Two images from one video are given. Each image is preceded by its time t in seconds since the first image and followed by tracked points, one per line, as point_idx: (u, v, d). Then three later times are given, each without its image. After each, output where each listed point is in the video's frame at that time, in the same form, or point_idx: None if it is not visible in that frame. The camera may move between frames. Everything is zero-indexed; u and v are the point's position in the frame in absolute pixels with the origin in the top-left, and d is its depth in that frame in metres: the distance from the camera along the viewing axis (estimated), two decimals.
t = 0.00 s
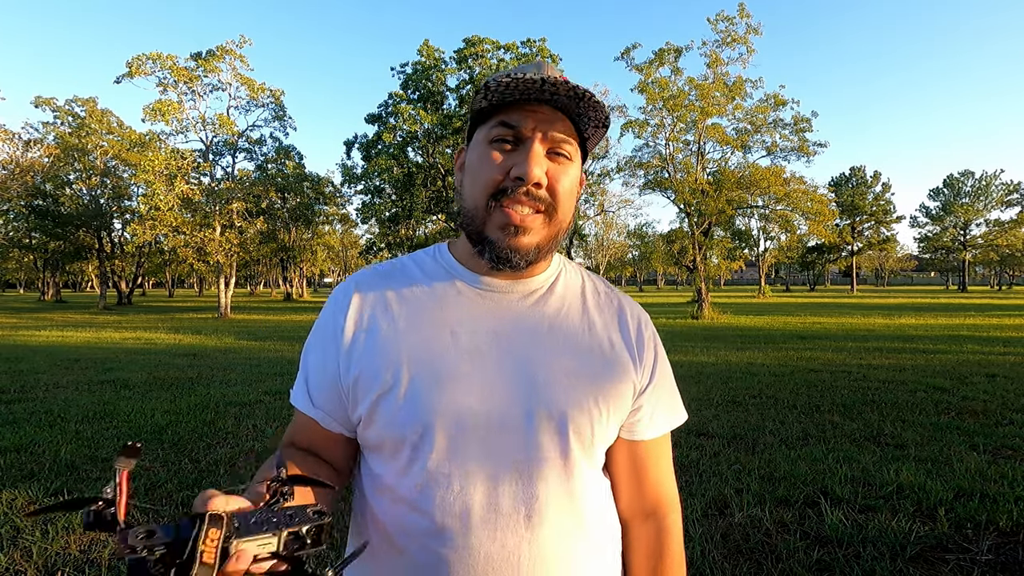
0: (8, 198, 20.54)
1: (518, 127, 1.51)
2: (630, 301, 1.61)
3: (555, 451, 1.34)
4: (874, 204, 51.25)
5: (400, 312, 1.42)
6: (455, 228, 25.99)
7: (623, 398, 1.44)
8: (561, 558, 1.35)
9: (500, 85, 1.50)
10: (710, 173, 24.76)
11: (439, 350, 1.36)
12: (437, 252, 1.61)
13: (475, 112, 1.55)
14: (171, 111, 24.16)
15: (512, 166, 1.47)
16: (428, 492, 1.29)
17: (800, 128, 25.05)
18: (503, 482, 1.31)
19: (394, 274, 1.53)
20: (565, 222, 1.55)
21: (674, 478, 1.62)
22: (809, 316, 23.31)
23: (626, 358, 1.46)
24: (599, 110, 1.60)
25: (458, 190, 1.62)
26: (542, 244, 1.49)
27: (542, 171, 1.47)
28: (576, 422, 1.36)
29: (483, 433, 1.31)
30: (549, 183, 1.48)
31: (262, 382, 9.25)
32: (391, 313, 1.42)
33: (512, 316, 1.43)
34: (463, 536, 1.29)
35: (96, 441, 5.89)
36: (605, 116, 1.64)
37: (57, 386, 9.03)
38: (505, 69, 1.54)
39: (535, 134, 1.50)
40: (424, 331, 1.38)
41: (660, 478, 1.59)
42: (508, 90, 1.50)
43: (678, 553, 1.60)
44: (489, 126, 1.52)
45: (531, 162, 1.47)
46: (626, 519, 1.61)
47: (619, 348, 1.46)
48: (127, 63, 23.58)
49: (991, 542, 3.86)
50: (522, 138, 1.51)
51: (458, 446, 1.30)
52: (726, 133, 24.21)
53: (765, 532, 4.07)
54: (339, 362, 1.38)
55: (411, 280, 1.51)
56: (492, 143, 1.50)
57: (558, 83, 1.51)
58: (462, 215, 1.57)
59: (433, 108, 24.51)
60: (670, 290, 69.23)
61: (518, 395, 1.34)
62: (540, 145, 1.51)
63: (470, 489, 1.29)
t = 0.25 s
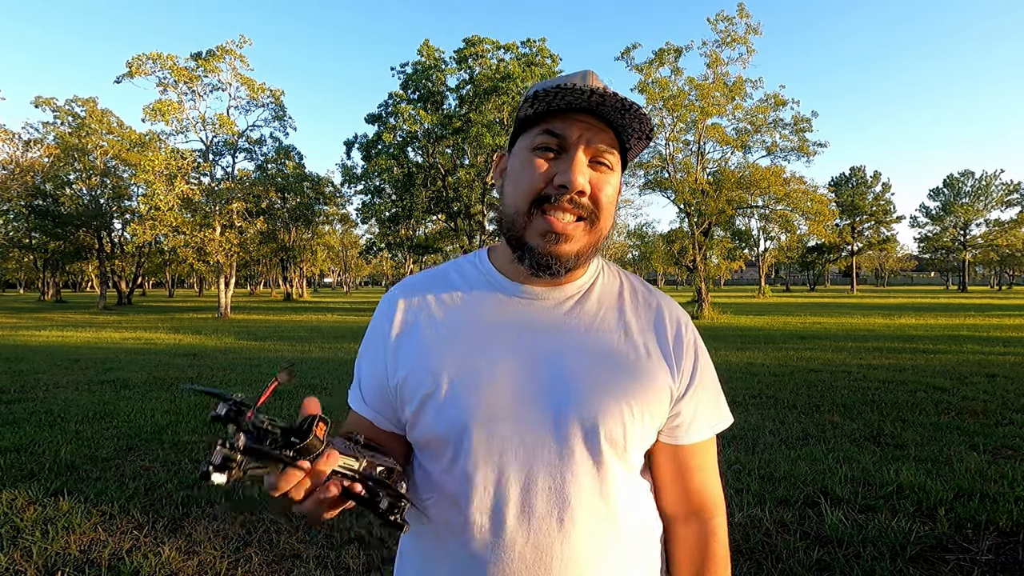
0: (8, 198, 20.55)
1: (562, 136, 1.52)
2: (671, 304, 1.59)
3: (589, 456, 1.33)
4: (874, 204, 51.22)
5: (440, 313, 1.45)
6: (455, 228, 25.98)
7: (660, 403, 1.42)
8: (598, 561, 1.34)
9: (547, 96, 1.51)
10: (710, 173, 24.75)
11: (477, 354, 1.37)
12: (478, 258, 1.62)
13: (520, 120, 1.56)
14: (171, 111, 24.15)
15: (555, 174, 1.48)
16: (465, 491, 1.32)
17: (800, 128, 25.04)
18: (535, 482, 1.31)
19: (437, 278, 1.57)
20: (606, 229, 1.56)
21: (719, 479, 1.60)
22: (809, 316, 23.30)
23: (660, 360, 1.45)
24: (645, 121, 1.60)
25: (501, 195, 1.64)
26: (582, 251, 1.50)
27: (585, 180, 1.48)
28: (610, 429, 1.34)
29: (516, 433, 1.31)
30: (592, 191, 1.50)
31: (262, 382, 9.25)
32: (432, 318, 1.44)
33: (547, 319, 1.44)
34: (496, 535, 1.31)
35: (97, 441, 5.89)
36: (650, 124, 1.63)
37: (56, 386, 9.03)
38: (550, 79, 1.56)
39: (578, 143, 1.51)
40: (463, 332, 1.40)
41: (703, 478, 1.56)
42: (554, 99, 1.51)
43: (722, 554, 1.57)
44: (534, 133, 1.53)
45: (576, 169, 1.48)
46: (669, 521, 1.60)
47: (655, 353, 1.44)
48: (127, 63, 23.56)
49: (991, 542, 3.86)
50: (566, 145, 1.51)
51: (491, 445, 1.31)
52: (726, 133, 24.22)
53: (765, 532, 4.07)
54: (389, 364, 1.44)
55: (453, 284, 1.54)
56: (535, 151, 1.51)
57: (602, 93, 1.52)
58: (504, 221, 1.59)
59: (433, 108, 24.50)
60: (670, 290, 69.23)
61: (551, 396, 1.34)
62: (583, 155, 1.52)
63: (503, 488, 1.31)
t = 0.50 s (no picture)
0: (8, 198, 20.54)
1: (585, 136, 1.51)
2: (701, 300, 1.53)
3: (604, 454, 1.32)
4: (874, 204, 51.22)
5: (466, 307, 1.47)
6: (455, 228, 25.99)
7: (681, 402, 1.38)
8: (614, 558, 1.34)
9: (567, 96, 1.51)
10: (710, 173, 24.77)
11: (496, 349, 1.37)
12: (507, 254, 1.64)
13: (544, 121, 1.57)
14: (171, 111, 24.14)
15: (577, 174, 1.48)
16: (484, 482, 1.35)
17: (800, 128, 25.06)
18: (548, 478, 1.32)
19: (467, 274, 1.60)
20: (633, 229, 1.54)
21: (753, 479, 1.50)
22: (809, 316, 23.31)
23: (686, 361, 1.40)
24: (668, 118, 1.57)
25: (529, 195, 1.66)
26: (606, 249, 1.48)
27: (608, 178, 1.47)
28: (626, 428, 1.32)
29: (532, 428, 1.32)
30: (615, 189, 1.48)
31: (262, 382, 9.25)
32: (457, 313, 1.46)
33: (567, 314, 1.42)
34: (511, 526, 1.32)
35: (96, 441, 5.89)
36: (673, 123, 1.59)
37: (57, 386, 9.03)
38: (573, 81, 1.56)
39: (601, 143, 1.50)
40: (484, 327, 1.41)
41: (734, 473, 1.48)
42: (574, 100, 1.51)
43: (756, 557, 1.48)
44: (557, 135, 1.53)
45: (599, 169, 1.48)
46: (698, 516, 1.54)
47: (675, 349, 1.40)
48: (127, 63, 23.55)
49: (991, 542, 3.86)
50: (588, 146, 1.51)
51: (511, 438, 1.33)
52: (726, 133, 24.24)
53: (765, 532, 4.07)
54: (417, 354, 1.47)
55: (481, 279, 1.55)
56: (558, 151, 1.51)
57: (625, 91, 1.50)
58: (532, 220, 1.61)
59: (433, 108, 24.51)
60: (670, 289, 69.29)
61: (568, 393, 1.33)
62: (606, 154, 1.51)
63: (518, 481, 1.32)
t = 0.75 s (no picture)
0: (8, 198, 20.53)
1: (602, 135, 1.51)
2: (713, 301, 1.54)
3: (612, 449, 1.32)
4: (874, 204, 51.24)
5: (479, 302, 1.46)
6: (455, 228, 26.00)
7: (691, 400, 1.39)
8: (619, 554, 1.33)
9: (584, 95, 1.52)
10: (711, 173, 24.78)
11: (508, 342, 1.37)
12: (521, 251, 1.64)
13: (561, 119, 1.58)
14: (171, 111, 24.14)
15: (593, 171, 1.48)
16: (493, 476, 1.34)
17: (800, 128, 25.07)
18: (558, 474, 1.31)
19: (481, 268, 1.60)
20: (646, 229, 1.54)
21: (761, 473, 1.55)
22: (809, 316, 23.31)
23: (698, 361, 1.41)
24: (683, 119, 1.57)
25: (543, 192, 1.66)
26: (620, 248, 1.48)
27: (623, 177, 1.47)
28: (634, 422, 1.32)
29: (544, 423, 1.31)
30: (629, 189, 1.48)
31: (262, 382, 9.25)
32: (470, 307, 1.46)
33: (580, 312, 1.42)
34: (520, 520, 1.32)
35: (97, 441, 5.89)
36: (689, 123, 1.60)
37: (57, 386, 9.03)
38: (589, 80, 1.56)
39: (617, 142, 1.50)
40: (496, 321, 1.41)
41: (743, 468, 1.52)
42: (590, 99, 1.52)
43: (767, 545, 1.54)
44: (573, 133, 1.53)
45: (613, 166, 1.48)
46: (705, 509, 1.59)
47: (686, 347, 1.40)
48: (127, 63, 23.54)
49: (991, 542, 3.86)
50: (603, 144, 1.51)
51: (523, 433, 1.32)
52: (726, 133, 24.25)
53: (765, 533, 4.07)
54: (430, 347, 1.47)
55: (494, 275, 1.56)
56: (575, 148, 1.52)
57: (641, 92, 1.51)
58: (546, 217, 1.61)
59: (433, 108, 24.51)
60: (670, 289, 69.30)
61: (580, 389, 1.33)
62: (622, 154, 1.51)
63: (528, 476, 1.32)
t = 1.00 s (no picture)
0: (8, 198, 20.52)
1: (610, 136, 1.51)
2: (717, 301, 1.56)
3: (619, 450, 1.32)
4: (874, 204, 51.27)
5: (486, 302, 1.46)
6: (455, 228, 26.03)
7: (697, 399, 1.41)
8: (626, 554, 1.33)
9: (593, 95, 1.51)
10: (710, 173, 24.80)
11: (516, 342, 1.37)
12: (526, 251, 1.63)
13: (568, 120, 1.58)
14: (171, 111, 24.15)
15: (599, 173, 1.48)
16: (501, 476, 1.34)
17: (800, 128, 25.10)
18: (567, 473, 1.31)
19: (486, 266, 1.59)
20: (651, 232, 1.54)
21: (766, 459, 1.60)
22: (809, 316, 23.32)
23: (705, 360, 1.42)
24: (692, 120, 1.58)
25: (550, 192, 1.65)
26: (626, 249, 1.47)
27: (630, 179, 1.47)
28: (641, 423, 1.33)
29: (553, 421, 1.31)
30: (636, 191, 1.48)
31: (262, 382, 9.25)
32: (475, 306, 1.46)
33: (588, 312, 1.42)
34: (526, 523, 1.31)
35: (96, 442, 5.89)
36: (699, 123, 1.60)
37: (57, 386, 9.03)
38: (599, 79, 1.56)
39: (626, 143, 1.50)
40: (502, 321, 1.40)
41: (751, 459, 1.56)
42: (600, 100, 1.52)
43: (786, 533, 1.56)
44: (582, 134, 1.53)
45: (621, 168, 1.48)
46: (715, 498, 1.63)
47: (693, 349, 1.41)
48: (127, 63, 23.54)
49: (991, 542, 3.86)
50: (612, 146, 1.51)
51: (531, 433, 1.31)
52: (726, 133, 24.26)
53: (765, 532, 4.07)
54: (434, 347, 1.47)
55: (499, 274, 1.55)
56: (583, 149, 1.51)
57: (651, 92, 1.50)
58: (552, 217, 1.60)
59: (433, 108, 24.52)
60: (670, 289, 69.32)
61: (589, 388, 1.33)
62: (630, 156, 1.51)
63: (536, 474, 1.31)
